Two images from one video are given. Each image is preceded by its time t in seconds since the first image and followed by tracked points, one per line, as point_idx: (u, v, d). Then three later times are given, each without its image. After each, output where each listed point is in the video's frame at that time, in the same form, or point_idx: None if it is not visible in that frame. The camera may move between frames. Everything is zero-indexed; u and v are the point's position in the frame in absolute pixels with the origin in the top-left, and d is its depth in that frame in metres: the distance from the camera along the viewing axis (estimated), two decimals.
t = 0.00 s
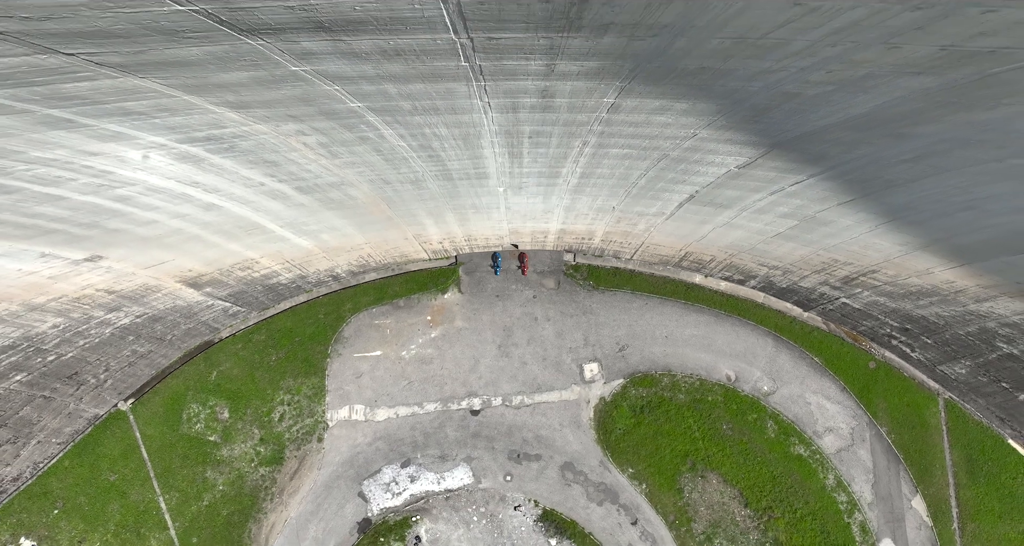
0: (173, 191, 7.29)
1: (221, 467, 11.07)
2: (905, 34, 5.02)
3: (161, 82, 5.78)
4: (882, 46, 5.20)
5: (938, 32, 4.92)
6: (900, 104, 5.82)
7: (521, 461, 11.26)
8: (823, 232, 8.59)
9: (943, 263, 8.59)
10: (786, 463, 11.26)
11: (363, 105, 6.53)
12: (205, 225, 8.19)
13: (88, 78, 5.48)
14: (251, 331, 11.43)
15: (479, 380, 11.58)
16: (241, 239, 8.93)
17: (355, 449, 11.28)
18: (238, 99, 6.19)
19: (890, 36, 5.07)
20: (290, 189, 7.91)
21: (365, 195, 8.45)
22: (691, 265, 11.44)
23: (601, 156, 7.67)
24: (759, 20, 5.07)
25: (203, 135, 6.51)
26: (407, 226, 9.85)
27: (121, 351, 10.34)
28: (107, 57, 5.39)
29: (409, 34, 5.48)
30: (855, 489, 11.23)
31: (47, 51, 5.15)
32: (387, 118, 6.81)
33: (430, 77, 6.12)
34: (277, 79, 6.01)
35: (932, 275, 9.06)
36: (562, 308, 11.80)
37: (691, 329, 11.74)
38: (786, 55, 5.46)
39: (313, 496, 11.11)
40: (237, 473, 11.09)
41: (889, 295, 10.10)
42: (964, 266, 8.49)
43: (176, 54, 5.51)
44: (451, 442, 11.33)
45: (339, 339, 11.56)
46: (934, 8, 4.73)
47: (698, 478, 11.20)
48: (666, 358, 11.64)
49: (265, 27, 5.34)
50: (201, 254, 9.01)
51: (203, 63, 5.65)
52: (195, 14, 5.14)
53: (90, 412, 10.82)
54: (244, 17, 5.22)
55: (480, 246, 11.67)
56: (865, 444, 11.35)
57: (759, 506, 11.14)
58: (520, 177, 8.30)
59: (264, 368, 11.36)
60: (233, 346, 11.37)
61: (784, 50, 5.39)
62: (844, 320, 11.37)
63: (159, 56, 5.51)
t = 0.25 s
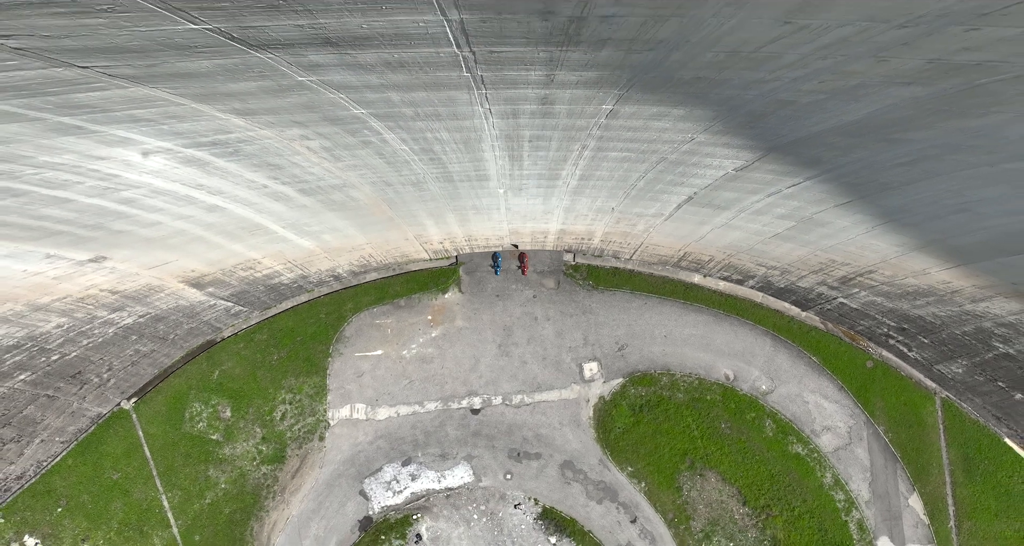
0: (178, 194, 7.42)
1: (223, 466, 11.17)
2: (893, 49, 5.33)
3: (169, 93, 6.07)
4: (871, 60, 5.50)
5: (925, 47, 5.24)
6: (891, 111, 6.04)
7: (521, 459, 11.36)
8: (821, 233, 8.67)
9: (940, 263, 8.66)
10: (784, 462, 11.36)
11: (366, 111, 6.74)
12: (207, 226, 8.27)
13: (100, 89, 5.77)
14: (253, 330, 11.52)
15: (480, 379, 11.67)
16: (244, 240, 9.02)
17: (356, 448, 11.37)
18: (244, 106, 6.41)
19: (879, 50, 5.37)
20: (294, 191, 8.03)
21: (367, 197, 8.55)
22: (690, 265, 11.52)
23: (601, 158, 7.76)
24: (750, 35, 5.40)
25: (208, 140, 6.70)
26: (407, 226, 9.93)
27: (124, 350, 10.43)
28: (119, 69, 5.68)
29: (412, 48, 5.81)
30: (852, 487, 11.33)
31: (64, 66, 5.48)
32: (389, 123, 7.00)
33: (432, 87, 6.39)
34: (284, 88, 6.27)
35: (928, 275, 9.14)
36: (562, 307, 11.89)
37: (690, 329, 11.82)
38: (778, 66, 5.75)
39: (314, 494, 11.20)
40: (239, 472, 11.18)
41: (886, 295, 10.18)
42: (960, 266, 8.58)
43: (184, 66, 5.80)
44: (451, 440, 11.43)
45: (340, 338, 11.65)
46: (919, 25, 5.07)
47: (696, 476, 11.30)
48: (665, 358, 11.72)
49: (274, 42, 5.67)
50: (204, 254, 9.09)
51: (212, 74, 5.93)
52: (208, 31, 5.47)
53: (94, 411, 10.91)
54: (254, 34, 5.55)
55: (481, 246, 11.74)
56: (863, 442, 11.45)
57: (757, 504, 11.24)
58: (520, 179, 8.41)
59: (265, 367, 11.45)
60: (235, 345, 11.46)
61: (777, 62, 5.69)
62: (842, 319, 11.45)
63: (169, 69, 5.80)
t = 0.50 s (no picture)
0: (183, 196, 7.55)
1: (226, 464, 11.28)
2: (879, 65, 5.56)
3: (179, 103, 6.25)
4: (859, 75, 5.73)
5: (910, 63, 5.48)
6: (882, 119, 6.22)
7: (521, 458, 11.47)
8: (818, 233, 8.75)
9: (936, 263, 8.76)
10: (782, 460, 11.47)
11: (369, 119, 6.89)
12: (210, 227, 8.36)
13: (113, 101, 5.99)
14: (255, 329, 11.62)
15: (480, 378, 11.78)
16: (247, 241, 9.13)
17: (358, 447, 11.49)
18: (250, 115, 6.60)
19: (865, 65, 5.60)
20: (297, 193, 8.14)
21: (369, 198, 8.66)
22: (689, 265, 11.61)
23: (601, 159, 7.87)
24: (741, 52, 5.65)
25: (214, 145, 6.87)
26: (408, 227, 10.03)
27: (127, 349, 10.53)
28: (133, 83, 5.89)
29: (416, 62, 6.00)
30: (849, 485, 11.44)
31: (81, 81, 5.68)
32: (392, 129, 7.16)
33: (434, 97, 6.59)
34: (291, 99, 6.46)
35: (924, 275, 9.24)
36: (562, 307, 11.99)
37: (688, 328, 11.92)
38: (770, 80, 5.98)
39: (316, 492, 11.31)
40: (241, 470, 11.29)
41: (883, 295, 10.27)
42: (955, 267, 8.68)
43: (198, 79, 5.99)
44: (452, 439, 11.54)
45: (341, 338, 11.75)
46: (901, 45, 5.29)
47: (695, 474, 11.41)
48: (663, 357, 11.83)
49: (284, 59, 5.87)
50: (207, 255, 9.17)
51: (221, 87, 6.14)
52: (222, 50, 5.69)
53: (97, 410, 11.02)
54: (265, 52, 5.76)
55: (481, 246, 11.83)
56: (860, 441, 11.56)
57: (755, 502, 11.36)
58: (520, 181, 8.52)
59: (267, 366, 11.55)
60: (237, 344, 11.56)
61: (768, 77, 5.93)
62: (839, 319, 11.55)
63: (182, 82, 5.99)
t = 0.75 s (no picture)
0: (189, 199, 7.67)
1: (228, 463, 11.39)
2: (866, 80, 5.79)
3: (189, 112, 6.42)
4: (847, 87, 5.94)
5: (896, 79, 5.71)
6: (873, 127, 6.38)
7: (521, 456, 11.58)
8: (815, 234, 8.86)
9: (931, 264, 8.88)
10: (780, 459, 11.58)
11: (372, 126, 7.09)
12: (214, 228, 8.45)
13: (125, 112, 6.17)
14: (258, 329, 11.73)
15: (480, 377, 11.89)
16: (250, 242, 9.22)
17: (359, 445, 11.60)
18: (258, 123, 6.76)
19: (854, 79, 5.82)
20: (300, 195, 8.25)
21: (371, 200, 8.77)
22: (687, 265, 11.70)
23: (601, 161, 7.97)
24: (734, 68, 5.91)
25: (221, 151, 6.99)
26: (410, 228, 10.13)
27: (131, 349, 10.63)
28: (148, 96, 6.11)
29: (420, 76, 6.29)
30: (846, 484, 11.56)
31: (93, 94, 5.87)
32: (394, 135, 7.36)
33: (437, 106, 6.83)
34: (297, 108, 6.66)
35: (920, 276, 9.36)
36: (562, 307, 12.09)
37: (687, 328, 12.03)
38: (762, 92, 6.18)
39: (318, 490, 11.42)
40: (244, 468, 11.40)
41: (880, 295, 10.37)
42: (950, 268, 8.80)
43: (207, 91, 6.21)
44: (453, 438, 11.65)
45: (343, 337, 11.86)
46: (885, 64, 5.57)
47: (693, 473, 11.53)
48: (662, 356, 11.93)
49: (294, 75, 6.14)
50: (210, 255, 9.27)
51: (231, 98, 6.35)
52: (236, 69, 5.98)
53: (101, 409, 11.13)
54: (277, 69, 6.04)
55: (481, 246, 11.93)
56: (857, 439, 11.67)
57: (753, 500, 11.47)
58: (520, 182, 8.62)
59: (270, 366, 11.65)
60: (240, 344, 11.67)
61: (760, 89, 6.14)
62: (836, 319, 11.66)
63: (193, 94, 6.20)
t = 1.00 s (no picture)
0: (194, 202, 7.77)
1: (231, 461, 11.50)
2: (855, 94, 5.94)
3: (201, 122, 6.52)
4: (839, 100, 6.08)
5: (884, 92, 5.84)
6: (865, 135, 6.50)
7: (522, 454, 11.69)
8: (811, 236, 8.97)
9: (927, 265, 8.99)
10: (778, 457, 11.69)
11: (375, 132, 7.27)
12: (218, 229, 8.55)
13: (138, 121, 6.29)
14: (260, 328, 11.83)
15: (481, 376, 12.00)
16: (253, 243, 9.32)
17: (361, 443, 11.71)
18: (265, 131, 6.89)
19: (844, 93, 5.97)
20: (303, 197, 8.35)
21: (373, 202, 8.87)
22: (686, 265, 11.80)
23: (600, 163, 8.09)
24: (727, 83, 6.13)
25: (227, 156, 7.12)
26: (411, 229, 10.24)
27: (135, 348, 10.74)
28: (160, 106, 6.21)
29: (425, 90, 6.54)
30: (844, 482, 11.67)
31: (110, 103, 5.99)
32: (397, 140, 7.53)
33: (439, 114, 7.01)
34: (303, 116, 6.80)
35: (916, 277, 9.47)
36: (562, 306, 12.19)
37: (686, 327, 12.14)
38: (755, 103, 6.36)
39: (319, 488, 11.54)
40: (247, 466, 11.52)
41: (877, 295, 10.47)
42: (946, 269, 8.89)
43: (220, 102, 6.32)
44: (453, 436, 11.76)
45: (345, 336, 11.97)
46: (872, 80, 5.73)
47: (692, 471, 11.64)
48: (661, 355, 12.04)
49: (303, 89, 6.36)
50: (214, 256, 9.37)
51: (241, 109, 6.48)
52: (248, 85, 6.16)
53: (105, 407, 11.24)
54: (287, 85, 6.25)
55: (482, 246, 12.03)
56: (854, 438, 11.79)
57: (751, 498, 11.58)
58: (520, 184, 8.73)
59: (272, 364, 11.76)
60: (242, 343, 11.77)
61: (752, 101, 6.33)
62: (834, 318, 11.77)
63: (206, 105, 6.32)
